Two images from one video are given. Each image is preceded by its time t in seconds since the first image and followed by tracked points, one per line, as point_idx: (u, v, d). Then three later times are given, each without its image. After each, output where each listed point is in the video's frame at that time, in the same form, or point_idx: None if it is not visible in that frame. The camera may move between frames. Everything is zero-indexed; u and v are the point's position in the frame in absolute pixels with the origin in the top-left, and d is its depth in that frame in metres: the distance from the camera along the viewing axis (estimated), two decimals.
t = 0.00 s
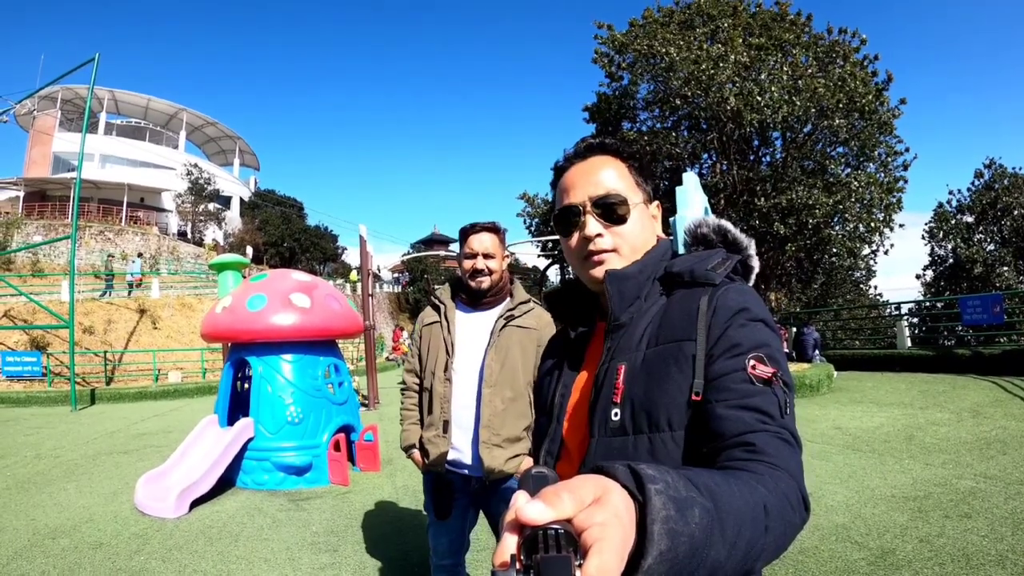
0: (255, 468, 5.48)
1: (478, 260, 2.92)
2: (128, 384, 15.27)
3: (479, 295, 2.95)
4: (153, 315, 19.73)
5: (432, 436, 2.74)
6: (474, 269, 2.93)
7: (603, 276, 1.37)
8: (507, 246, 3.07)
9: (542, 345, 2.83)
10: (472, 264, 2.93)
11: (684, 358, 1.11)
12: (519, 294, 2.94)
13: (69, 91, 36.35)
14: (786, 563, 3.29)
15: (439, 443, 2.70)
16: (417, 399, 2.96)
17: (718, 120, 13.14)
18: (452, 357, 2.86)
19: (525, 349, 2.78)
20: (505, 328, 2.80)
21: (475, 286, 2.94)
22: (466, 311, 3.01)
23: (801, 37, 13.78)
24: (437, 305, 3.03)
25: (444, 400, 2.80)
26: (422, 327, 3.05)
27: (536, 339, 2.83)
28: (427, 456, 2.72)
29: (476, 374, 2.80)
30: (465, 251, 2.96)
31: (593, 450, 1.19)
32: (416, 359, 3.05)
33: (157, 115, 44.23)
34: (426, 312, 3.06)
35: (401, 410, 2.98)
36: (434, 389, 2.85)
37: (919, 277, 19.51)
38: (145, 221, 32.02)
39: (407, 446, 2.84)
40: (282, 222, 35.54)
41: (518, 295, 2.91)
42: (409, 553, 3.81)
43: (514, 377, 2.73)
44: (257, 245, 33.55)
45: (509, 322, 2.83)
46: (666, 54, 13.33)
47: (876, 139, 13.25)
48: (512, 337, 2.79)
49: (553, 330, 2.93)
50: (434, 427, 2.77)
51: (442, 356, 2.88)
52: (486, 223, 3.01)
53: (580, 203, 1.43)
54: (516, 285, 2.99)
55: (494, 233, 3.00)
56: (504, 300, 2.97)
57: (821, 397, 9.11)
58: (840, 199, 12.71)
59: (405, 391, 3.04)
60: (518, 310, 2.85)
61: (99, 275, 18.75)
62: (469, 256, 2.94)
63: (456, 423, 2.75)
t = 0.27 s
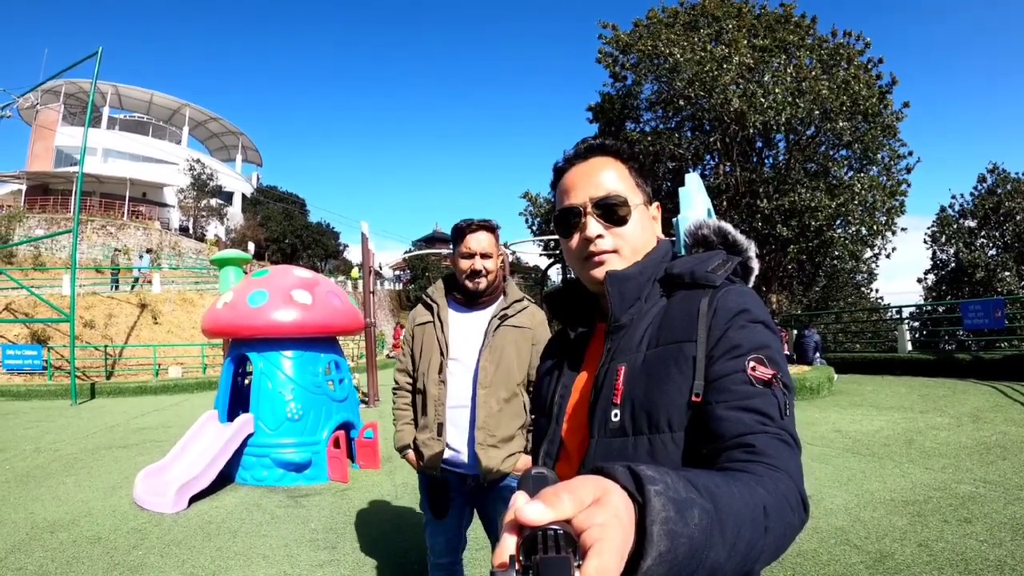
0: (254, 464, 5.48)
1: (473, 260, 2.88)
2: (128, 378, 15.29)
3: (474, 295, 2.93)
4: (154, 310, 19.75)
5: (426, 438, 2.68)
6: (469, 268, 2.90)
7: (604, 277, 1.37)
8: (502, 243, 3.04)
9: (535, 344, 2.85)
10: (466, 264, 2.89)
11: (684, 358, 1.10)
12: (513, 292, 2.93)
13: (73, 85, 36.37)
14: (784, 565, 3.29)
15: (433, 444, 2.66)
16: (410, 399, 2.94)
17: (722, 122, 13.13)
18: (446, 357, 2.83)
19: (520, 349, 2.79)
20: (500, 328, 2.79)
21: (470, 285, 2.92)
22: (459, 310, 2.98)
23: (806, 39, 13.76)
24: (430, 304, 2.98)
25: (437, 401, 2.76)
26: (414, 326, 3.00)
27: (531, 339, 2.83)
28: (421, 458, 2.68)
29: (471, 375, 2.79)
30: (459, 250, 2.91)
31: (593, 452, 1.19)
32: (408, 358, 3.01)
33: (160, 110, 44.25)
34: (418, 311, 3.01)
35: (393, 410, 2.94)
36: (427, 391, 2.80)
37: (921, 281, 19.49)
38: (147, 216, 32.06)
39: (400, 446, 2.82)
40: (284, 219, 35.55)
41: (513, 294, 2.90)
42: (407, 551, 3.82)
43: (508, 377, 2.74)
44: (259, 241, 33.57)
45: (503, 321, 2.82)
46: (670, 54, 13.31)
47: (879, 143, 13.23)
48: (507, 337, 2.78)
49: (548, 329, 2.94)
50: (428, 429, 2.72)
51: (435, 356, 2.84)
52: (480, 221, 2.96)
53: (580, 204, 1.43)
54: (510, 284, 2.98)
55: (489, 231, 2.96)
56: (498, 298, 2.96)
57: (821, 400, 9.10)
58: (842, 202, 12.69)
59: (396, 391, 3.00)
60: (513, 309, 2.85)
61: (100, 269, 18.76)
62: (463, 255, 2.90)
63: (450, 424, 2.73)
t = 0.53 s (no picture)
0: (254, 462, 5.48)
1: (471, 260, 2.87)
2: (128, 376, 15.31)
3: (473, 295, 2.92)
4: (154, 307, 19.75)
5: (426, 439, 2.67)
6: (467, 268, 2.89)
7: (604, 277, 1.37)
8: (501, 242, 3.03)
9: (534, 343, 2.85)
10: (465, 264, 2.88)
11: (685, 359, 1.10)
12: (511, 292, 2.93)
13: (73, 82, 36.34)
14: (784, 565, 3.29)
15: (433, 444, 2.65)
16: (407, 399, 2.93)
17: (723, 121, 13.11)
18: (444, 357, 2.82)
19: (518, 348, 2.79)
20: (499, 326, 2.79)
21: (469, 285, 2.90)
22: (456, 309, 2.96)
23: (808, 38, 13.73)
24: (427, 303, 2.97)
25: (436, 401, 2.75)
26: (412, 325, 2.98)
27: (530, 338, 2.84)
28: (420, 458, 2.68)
29: (469, 374, 2.78)
30: (458, 250, 2.90)
31: (592, 451, 1.19)
32: (405, 357, 2.99)
33: (161, 107, 44.22)
34: (415, 310, 2.99)
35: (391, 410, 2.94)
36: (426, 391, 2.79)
37: (921, 281, 19.48)
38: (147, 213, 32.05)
39: (399, 446, 2.81)
40: (284, 217, 35.54)
41: (511, 293, 2.90)
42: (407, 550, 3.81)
43: (508, 377, 2.74)
44: (259, 238, 33.56)
45: (502, 321, 2.82)
46: (671, 54, 13.29)
47: (881, 143, 13.21)
48: (507, 336, 2.78)
49: (545, 328, 2.94)
50: (428, 429, 2.71)
51: (433, 356, 2.84)
52: (480, 220, 2.93)
53: (581, 204, 1.43)
54: (508, 284, 2.98)
55: (489, 230, 2.94)
56: (497, 298, 2.95)
57: (821, 399, 9.10)
58: (843, 202, 12.67)
59: (393, 391, 2.99)
60: (512, 309, 2.85)
61: (100, 266, 18.76)
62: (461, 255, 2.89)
63: (449, 423, 2.73)
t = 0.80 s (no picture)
0: (254, 460, 5.49)
1: (476, 254, 2.86)
2: (128, 372, 15.33)
3: (476, 289, 2.92)
4: (155, 304, 19.76)
5: (427, 434, 2.68)
6: (471, 262, 2.88)
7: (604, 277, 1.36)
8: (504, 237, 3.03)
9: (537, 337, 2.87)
10: (469, 258, 2.87)
11: (685, 359, 1.10)
12: (515, 286, 2.94)
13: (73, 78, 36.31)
14: (784, 564, 3.29)
15: (436, 441, 2.65)
16: (406, 395, 2.91)
17: (724, 120, 13.10)
18: (447, 351, 2.81)
19: (523, 342, 2.81)
20: (503, 321, 2.81)
21: (472, 279, 2.90)
22: (458, 302, 2.96)
23: (809, 37, 13.71)
24: (430, 296, 2.95)
25: (439, 396, 2.74)
26: (412, 318, 2.96)
27: (533, 333, 2.86)
28: (421, 454, 2.67)
29: (473, 368, 2.79)
30: (462, 244, 2.89)
31: (592, 452, 1.18)
32: (404, 352, 2.96)
33: (161, 104, 44.20)
34: (416, 303, 2.97)
35: (390, 408, 2.91)
36: (427, 385, 2.78)
37: (922, 281, 19.47)
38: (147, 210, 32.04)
39: (399, 445, 2.78)
40: (285, 214, 35.54)
41: (515, 288, 2.91)
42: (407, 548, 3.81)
43: (511, 371, 2.76)
44: (259, 235, 33.55)
45: (507, 315, 2.84)
46: (672, 52, 13.27)
47: (882, 142, 13.19)
48: (511, 331, 2.80)
49: (547, 323, 2.97)
50: (429, 425, 2.71)
51: (435, 350, 2.82)
52: (484, 214, 2.92)
53: (581, 204, 1.42)
54: (510, 279, 2.99)
55: (493, 225, 2.93)
56: (499, 293, 2.95)
57: (821, 398, 9.10)
58: (844, 201, 12.66)
59: (391, 386, 2.96)
60: (515, 303, 2.86)
61: (101, 263, 18.77)
62: (466, 249, 2.88)
63: (452, 418, 2.72)
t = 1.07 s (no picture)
0: (254, 458, 5.49)
1: (482, 253, 2.88)
2: (127, 370, 15.33)
3: (481, 288, 2.91)
4: (154, 302, 19.75)
5: (433, 434, 2.68)
6: (477, 261, 2.89)
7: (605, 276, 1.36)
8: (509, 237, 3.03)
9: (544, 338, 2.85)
10: (475, 257, 2.88)
11: (685, 358, 1.09)
12: (521, 287, 2.93)
13: (72, 75, 36.25)
14: (785, 563, 3.29)
15: (440, 441, 2.65)
16: (410, 394, 2.91)
17: (724, 117, 13.09)
18: (453, 351, 2.80)
19: (529, 344, 2.79)
20: (510, 321, 2.79)
21: (478, 278, 2.90)
22: (464, 302, 2.96)
23: (810, 35, 13.69)
24: (436, 294, 2.95)
25: (444, 396, 2.74)
26: (417, 316, 2.96)
27: (540, 334, 2.83)
28: (425, 454, 2.67)
29: (479, 369, 2.78)
30: (468, 243, 2.90)
31: (592, 451, 1.18)
32: (409, 349, 2.96)
33: (161, 101, 44.13)
34: (422, 300, 2.97)
35: (394, 407, 2.90)
36: (433, 385, 2.78)
37: (921, 279, 19.47)
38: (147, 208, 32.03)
39: (403, 445, 2.79)
40: (284, 211, 35.51)
41: (522, 289, 2.91)
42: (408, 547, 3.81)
43: (519, 372, 2.73)
44: (259, 233, 33.53)
45: (513, 316, 2.83)
46: (673, 49, 13.25)
47: (882, 140, 13.17)
48: (517, 332, 2.78)
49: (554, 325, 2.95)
50: (434, 424, 2.71)
51: (441, 349, 2.82)
52: (488, 214, 2.94)
53: (582, 203, 1.42)
54: (517, 278, 2.98)
55: (496, 225, 2.95)
56: (505, 294, 2.95)
57: (820, 396, 9.10)
58: (845, 199, 12.65)
59: (396, 384, 2.96)
60: (522, 305, 2.86)
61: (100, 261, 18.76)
62: (471, 248, 2.89)
63: (458, 418, 2.72)
